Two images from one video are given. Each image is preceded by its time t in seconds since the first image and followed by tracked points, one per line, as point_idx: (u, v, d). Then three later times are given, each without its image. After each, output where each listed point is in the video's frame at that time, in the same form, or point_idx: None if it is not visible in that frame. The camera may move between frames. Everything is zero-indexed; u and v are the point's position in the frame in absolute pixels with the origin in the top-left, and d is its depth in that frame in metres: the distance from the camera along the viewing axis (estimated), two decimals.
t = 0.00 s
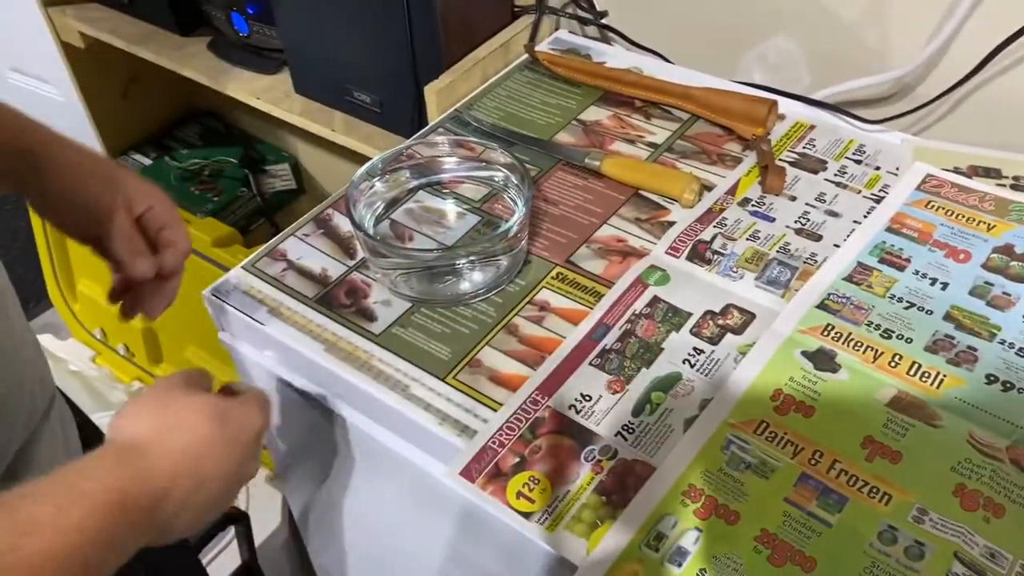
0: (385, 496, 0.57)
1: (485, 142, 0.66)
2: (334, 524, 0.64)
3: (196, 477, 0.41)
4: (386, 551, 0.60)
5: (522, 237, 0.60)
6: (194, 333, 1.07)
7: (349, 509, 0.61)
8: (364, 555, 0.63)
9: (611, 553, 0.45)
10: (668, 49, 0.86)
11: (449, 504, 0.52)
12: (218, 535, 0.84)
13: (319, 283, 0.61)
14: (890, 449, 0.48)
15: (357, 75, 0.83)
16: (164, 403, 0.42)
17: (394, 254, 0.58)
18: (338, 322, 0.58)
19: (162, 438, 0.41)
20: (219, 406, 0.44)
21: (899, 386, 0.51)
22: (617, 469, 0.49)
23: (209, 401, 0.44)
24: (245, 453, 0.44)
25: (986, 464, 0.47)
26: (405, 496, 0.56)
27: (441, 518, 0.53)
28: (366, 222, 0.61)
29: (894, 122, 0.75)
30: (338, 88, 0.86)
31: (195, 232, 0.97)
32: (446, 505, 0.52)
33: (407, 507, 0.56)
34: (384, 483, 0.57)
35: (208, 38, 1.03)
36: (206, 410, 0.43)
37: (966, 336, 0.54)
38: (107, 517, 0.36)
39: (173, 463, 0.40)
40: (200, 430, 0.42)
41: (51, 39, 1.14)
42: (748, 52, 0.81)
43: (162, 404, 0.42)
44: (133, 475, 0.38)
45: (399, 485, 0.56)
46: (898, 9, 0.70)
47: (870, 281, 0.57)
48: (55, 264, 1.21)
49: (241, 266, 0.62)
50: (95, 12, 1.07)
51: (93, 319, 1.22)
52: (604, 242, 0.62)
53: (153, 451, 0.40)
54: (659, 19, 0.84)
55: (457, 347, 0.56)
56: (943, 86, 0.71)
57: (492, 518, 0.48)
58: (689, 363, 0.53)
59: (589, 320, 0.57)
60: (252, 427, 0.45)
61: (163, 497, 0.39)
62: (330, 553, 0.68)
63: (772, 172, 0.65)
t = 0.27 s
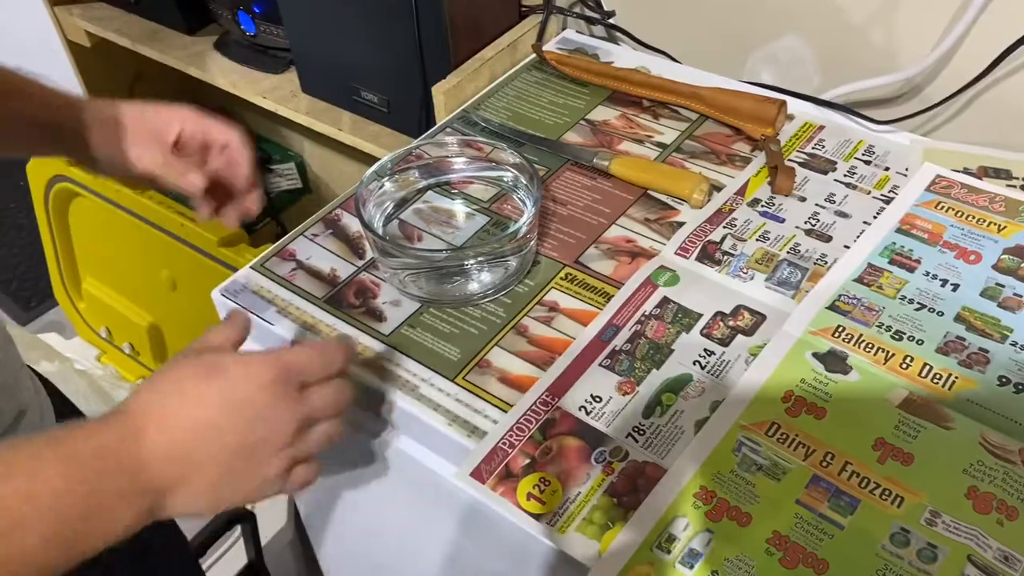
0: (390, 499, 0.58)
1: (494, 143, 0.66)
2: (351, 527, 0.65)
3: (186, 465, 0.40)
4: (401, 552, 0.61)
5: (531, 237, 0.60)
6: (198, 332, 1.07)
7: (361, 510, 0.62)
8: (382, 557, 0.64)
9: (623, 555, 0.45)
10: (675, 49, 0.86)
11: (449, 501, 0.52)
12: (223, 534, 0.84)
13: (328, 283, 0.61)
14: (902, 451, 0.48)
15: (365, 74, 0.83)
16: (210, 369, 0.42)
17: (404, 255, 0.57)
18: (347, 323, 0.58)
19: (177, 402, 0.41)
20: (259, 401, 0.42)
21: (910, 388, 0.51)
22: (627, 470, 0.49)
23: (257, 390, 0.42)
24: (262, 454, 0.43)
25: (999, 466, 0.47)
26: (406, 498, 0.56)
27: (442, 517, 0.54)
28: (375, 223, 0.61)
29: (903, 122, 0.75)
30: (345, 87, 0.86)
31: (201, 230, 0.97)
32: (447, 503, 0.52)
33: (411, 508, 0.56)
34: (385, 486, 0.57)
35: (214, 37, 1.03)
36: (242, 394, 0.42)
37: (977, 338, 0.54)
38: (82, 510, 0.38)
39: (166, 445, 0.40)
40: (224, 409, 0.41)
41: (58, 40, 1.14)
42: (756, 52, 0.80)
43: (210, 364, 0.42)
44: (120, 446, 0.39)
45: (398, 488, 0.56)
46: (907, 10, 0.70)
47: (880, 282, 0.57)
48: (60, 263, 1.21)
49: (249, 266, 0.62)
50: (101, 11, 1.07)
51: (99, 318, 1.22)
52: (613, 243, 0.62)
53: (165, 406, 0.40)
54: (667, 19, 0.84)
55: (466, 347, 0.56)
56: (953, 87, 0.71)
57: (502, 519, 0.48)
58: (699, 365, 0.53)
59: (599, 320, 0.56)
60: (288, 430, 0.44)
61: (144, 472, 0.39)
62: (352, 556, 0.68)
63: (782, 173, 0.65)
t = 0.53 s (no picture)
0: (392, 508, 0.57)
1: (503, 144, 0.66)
2: (355, 535, 0.64)
3: (229, 405, 0.36)
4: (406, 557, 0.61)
5: (540, 239, 0.60)
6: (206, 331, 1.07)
7: (363, 518, 0.62)
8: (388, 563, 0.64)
9: (633, 559, 0.45)
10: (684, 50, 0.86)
11: (450, 503, 0.52)
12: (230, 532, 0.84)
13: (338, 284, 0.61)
14: (914, 456, 0.48)
15: (374, 74, 0.83)
16: (266, 303, 0.38)
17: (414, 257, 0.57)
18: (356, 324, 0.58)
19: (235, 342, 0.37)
20: (316, 344, 0.37)
21: (922, 392, 0.51)
22: (637, 474, 0.49)
23: (311, 331, 0.37)
24: (323, 393, 0.38)
25: (1011, 471, 0.47)
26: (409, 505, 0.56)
27: (444, 521, 0.53)
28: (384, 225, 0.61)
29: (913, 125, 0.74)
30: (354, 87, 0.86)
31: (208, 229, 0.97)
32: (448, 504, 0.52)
33: (414, 513, 0.56)
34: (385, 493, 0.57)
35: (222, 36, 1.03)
36: (297, 331, 0.37)
37: (989, 342, 0.53)
38: (117, 449, 0.34)
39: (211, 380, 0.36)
40: (277, 345, 0.37)
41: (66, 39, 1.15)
42: (765, 54, 0.80)
43: (262, 298, 0.38)
44: (163, 379, 0.36)
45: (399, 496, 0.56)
46: (918, 12, 0.69)
47: (892, 286, 0.57)
48: (68, 261, 1.21)
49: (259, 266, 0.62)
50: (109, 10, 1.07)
51: (106, 316, 1.22)
52: (623, 244, 0.62)
53: (214, 337, 0.37)
54: (676, 20, 0.84)
55: (476, 349, 0.56)
56: (963, 90, 0.71)
57: (512, 522, 0.48)
58: (710, 368, 0.53)
59: (608, 322, 0.56)
60: (350, 379, 0.39)
61: (194, 407, 0.36)
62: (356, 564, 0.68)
63: (792, 175, 0.64)
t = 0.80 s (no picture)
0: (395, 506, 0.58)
1: (513, 145, 0.66)
2: (362, 533, 0.66)
3: (221, 390, 0.40)
4: (412, 554, 0.62)
5: (549, 242, 0.59)
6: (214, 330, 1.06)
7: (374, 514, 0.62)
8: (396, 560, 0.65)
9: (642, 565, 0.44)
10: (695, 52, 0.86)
11: (454, 504, 0.52)
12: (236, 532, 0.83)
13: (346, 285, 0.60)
14: (926, 464, 0.48)
15: (383, 75, 0.83)
16: (231, 303, 0.43)
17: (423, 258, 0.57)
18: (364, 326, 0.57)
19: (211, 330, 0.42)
20: (286, 324, 0.42)
21: (934, 399, 0.50)
22: (646, 479, 0.48)
23: (278, 314, 0.43)
24: (302, 373, 0.43)
25: None
26: (410, 504, 0.56)
27: (446, 518, 0.54)
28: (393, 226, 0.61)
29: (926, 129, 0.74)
30: (363, 87, 0.86)
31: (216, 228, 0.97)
32: (453, 504, 0.52)
33: (417, 512, 0.57)
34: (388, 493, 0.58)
35: (232, 35, 1.03)
36: (266, 316, 0.42)
37: (1002, 349, 0.53)
38: (116, 450, 0.37)
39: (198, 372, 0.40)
40: (253, 332, 0.42)
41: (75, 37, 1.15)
42: (776, 56, 0.80)
43: (228, 301, 0.43)
44: (146, 394, 0.39)
45: (401, 494, 0.57)
46: (932, 15, 0.69)
47: (903, 291, 0.57)
48: (76, 260, 1.21)
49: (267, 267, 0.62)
50: (119, 9, 1.07)
51: (113, 314, 1.22)
52: (632, 247, 0.62)
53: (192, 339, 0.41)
54: (687, 21, 0.83)
55: (484, 352, 0.56)
56: (977, 94, 0.70)
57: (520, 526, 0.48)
58: (720, 373, 0.53)
59: (618, 326, 0.56)
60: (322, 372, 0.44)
61: (186, 405, 0.40)
62: (366, 560, 0.69)
63: (803, 179, 0.64)
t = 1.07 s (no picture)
0: (405, 503, 0.61)
1: (522, 148, 0.66)
2: (379, 527, 0.68)
3: (97, 568, 0.40)
4: (419, 550, 0.64)
5: (558, 245, 0.59)
6: (223, 328, 1.06)
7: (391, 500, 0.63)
8: (405, 555, 0.68)
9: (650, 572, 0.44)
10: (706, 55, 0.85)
11: (461, 503, 0.54)
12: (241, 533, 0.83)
13: (355, 287, 0.60)
14: (937, 473, 0.47)
15: (393, 76, 0.83)
16: (105, 466, 0.41)
17: (432, 261, 0.57)
18: (373, 328, 0.57)
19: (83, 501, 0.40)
20: (166, 484, 0.41)
21: (944, 407, 0.50)
22: (655, 485, 0.48)
23: (157, 475, 0.41)
24: (188, 528, 0.42)
25: None
26: (419, 502, 0.59)
27: (452, 518, 0.56)
28: (402, 227, 0.61)
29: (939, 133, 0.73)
30: (372, 89, 0.86)
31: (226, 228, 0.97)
32: (461, 504, 0.54)
33: (424, 510, 0.59)
34: (399, 490, 0.60)
35: (242, 35, 1.03)
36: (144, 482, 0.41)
37: (1014, 357, 0.53)
38: None
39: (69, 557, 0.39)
40: (125, 503, 0.40)
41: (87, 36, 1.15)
42: (788, 59, 0.79)
43: (101, 462, 0.41)
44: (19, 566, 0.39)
45: (411, 492, 0.59)
46: (946, 19, 0.68)
47: (915, 298, 0.56)
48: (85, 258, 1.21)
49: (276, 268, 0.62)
50: (130, 8, 1.07)
51: (122, 312, 1.22)
52: (641, 251, 0.61)
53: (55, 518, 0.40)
54: (699, 24, 0.83)
55: (493, 355, 0.55)
56: (990, 98, 0.70)
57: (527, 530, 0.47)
58: (729, 378, 0.52)
59: (626, 330, 0.56)
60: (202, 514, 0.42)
61: None
62: (377, 553, 0.72)
63: (814, 184, 0.64)
